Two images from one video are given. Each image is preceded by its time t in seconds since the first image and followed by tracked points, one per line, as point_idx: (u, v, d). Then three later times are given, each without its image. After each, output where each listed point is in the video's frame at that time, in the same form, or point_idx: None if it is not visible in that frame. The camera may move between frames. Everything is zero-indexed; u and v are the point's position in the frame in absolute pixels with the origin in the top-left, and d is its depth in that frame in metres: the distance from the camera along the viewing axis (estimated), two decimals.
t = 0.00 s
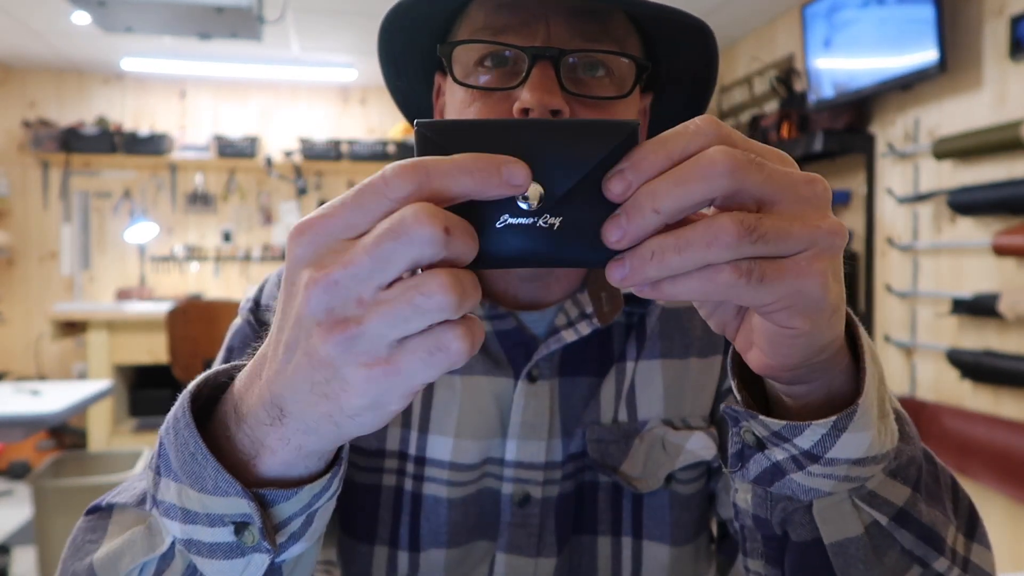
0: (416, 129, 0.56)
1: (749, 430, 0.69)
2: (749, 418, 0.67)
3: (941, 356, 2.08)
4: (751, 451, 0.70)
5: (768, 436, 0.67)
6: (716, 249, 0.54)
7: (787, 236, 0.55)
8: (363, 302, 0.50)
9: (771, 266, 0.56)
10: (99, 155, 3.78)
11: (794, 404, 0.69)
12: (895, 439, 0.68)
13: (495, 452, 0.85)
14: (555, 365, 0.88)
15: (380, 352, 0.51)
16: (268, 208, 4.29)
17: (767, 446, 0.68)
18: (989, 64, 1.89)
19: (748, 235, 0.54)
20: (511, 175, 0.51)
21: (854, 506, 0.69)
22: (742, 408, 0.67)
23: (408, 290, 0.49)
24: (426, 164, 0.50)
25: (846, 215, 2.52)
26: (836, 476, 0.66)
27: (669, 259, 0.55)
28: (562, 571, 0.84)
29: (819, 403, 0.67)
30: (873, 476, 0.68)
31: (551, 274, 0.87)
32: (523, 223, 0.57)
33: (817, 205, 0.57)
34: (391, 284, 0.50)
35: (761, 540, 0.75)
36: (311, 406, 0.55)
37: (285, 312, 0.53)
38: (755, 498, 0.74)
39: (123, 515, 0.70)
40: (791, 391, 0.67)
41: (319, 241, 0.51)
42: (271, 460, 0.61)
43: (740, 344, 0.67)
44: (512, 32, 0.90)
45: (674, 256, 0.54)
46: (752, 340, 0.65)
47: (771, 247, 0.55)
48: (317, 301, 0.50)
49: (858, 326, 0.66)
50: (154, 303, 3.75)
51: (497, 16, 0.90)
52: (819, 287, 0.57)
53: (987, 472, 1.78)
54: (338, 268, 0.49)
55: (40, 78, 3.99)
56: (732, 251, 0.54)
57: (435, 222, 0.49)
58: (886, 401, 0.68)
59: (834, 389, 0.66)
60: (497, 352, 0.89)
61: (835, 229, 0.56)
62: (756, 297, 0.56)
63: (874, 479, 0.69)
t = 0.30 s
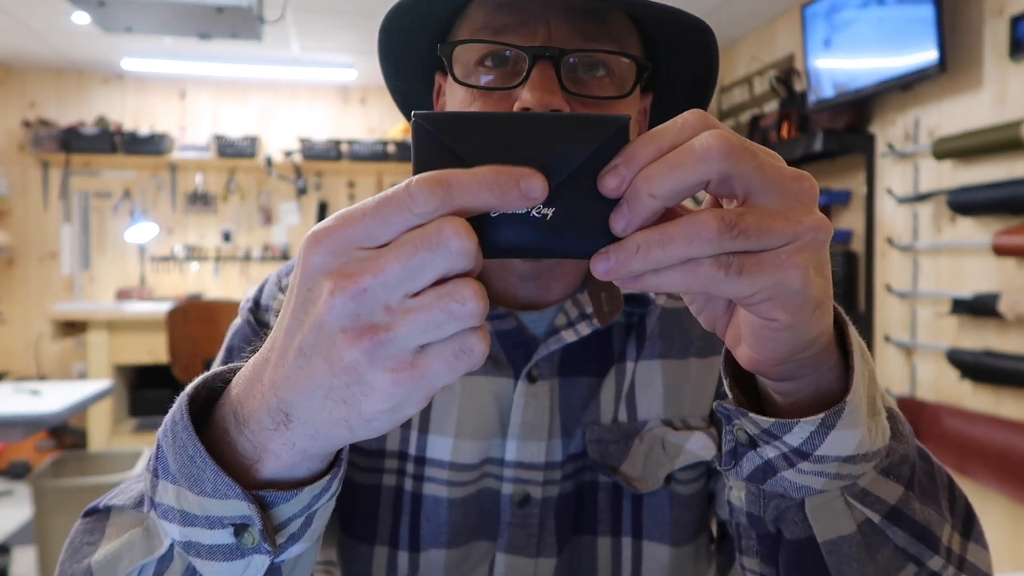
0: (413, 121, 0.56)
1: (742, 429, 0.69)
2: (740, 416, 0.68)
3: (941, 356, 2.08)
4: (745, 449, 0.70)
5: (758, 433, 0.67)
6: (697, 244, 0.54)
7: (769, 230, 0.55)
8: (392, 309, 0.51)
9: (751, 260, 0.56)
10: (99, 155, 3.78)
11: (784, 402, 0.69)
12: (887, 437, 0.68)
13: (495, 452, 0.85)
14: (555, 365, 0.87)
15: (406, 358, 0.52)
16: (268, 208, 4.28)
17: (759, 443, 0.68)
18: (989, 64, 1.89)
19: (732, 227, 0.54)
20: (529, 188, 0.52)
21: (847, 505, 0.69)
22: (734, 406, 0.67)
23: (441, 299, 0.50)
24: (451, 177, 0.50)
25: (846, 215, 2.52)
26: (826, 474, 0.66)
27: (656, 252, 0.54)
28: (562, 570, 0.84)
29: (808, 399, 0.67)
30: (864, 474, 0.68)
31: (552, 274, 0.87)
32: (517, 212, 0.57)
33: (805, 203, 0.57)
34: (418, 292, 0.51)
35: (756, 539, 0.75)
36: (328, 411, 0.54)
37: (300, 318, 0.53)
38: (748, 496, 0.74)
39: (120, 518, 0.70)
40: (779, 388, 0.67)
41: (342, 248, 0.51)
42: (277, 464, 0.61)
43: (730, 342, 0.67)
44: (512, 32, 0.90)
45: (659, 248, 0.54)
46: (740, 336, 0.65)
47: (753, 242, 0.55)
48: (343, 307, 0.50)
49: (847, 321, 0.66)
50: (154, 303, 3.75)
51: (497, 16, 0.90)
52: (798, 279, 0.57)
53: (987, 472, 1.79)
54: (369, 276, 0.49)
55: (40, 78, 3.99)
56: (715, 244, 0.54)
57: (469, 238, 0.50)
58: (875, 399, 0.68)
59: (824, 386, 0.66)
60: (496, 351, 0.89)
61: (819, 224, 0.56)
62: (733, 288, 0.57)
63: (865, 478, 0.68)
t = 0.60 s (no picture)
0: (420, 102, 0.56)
1: (742, 429, 0.69)
2: (740, 416, 0.68)
3: (941, 356, 2.08)
4: (745, 449, 0.70)
5: (758, 433, 0.67)
6: (699, 238, 0.54)
7: (771, 226, 0.55)
8: (371, 309, 0.51)
9: (753, 255, 0.56)
10: (99, 155, 3.78)
11: (782, 402, 0.69)
12: (887, 437, 0.68)
13: (494, 452, 0.85)
14: (554, 365, 0.87)
15: (385, 359, 0.52)
16: (268, 208, 4.29)
17: (759, 442, 0.68)
18: (989, 64, 1.89)
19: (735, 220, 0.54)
20: (501, 167, 0.51)
21: (847, 506, 0.69)
22: (734, 407, 0.67)
23: (419, 300, 0.50)
24: (414, 164, 0.49)
25: (846, 215, 2.51)
26: (826, 474, 0.66)
27: (656, 244, 0.54)
28: (561, 570, 0.84)
29: (808, 400, 0.67)
30: (865, 474, 0.68)
31: (552, 275, 0.87)
32: (518, 199, 0.57)
33: (808, 201, 0.58)
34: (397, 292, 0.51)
35: (756, 539, 0.75)
36: (309, 412, 0.54)
37: (281, 317, 0.53)
38: (749, 496, 0.74)
39: (113, 516, 0.70)
40: (778, 388, 0.67)
41: (321, 247, 0.51)
42: (263, 463, 0.61)
43: (730, 340, 0.67)
44: (513, 31, 0.90)
45: (661, 239, 0.54)
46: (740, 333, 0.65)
47: (755, 237, 0.55)
48: (321, 307, 0.50)
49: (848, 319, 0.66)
50: (154, 303, 3.75)
51: (497, 15, 0.90)
52: (800, 276, 0.57)
53: (987, 472, 1.78)
54: (347, 275, 0.49)
55: (40, 78, 3.99)
56: (717, 237, 0.54)
57: (451, 235, 0.50)
58: (876, 400, 0.68)
59: (823, 386, 0.66)
60: (496, 351, 0.89)
61: (821, 222, 0.56)
62: (733, 284, 0.57)
63: (865, 479, 0.68)
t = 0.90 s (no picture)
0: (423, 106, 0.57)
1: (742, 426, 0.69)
2: (740, 413, 0.68)
3: (941, 356, 2.08)
4: (744, 447, 0.70)
5: (758, 430, 0.67)
6: (694, 233, 0.54)
7: (766, 223, 0.55)
8: (398, 308, 0.51)
9: (749, 252, 0.56)
10: (99, 155, 3.78)
11: (781, 400, 0.68)
12: (886, 435, 0.68)
13: (494, 452, 0.85)
14: (554, 365, 0.87)
15: (409, 359, 0.52)
16: (268, 208, 4.28)
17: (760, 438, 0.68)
18: (989, 64, 1.89)
19: (730, 216, 0.54)
20: (528, 188, 0.53)
21: (846, 503, 0.69)
22: (733, 403, 0.67)
23: (448, 301, 0.51)
24: (455, 175, 0.51)
25: (846, 215, 2.51)
26: (826, 472, 0.66)
27: (652, 240, 0.54)
28: (561, 570, 0.84)
29: (807, 397, 0.67)
30: (864, 472, 0.68)
31: (552, 274, 0.87)
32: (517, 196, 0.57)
33: (804, 198, 0.57)
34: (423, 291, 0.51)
35: (755, 537, 0.75)
36: (329, 410, 0.54)
37: (303, 314, 0.52)
38: (748, 493, 0.74)
39: (114, 519, 0.70)
40: (778, 386, 0.67)
41: (349, 244, 0.51)
42: (273, 463, 0.61)
43: (729, 337, 0.68)
44: (513, 31, 0.90)
45: (657, 236, 0.54)
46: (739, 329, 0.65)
47: (750, 234, 0.55)
48: (349, 304, 0.50)
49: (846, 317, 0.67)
50: (154, 303, 3.75)
51: (497, 15, 0.90)
52: (795, 272, 0.57)
53: (987, 471, 1.78)
54: (378, 273, 0.49)
55: (40, 78, 3.99)
56: (714, 233, 0.54)
57: (476, 237, 0.50)
58: (875, 398, 0.68)
59: (821, 383, 0.66)
60: (496, 351, 0.89)
61: (817, 219, 0.56)
62: (730, 279, 0.57)
63: (865, 476, 0.68)
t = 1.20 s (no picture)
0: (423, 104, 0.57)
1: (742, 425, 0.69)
2: (740, 412, 0.67)
3: (941, 356, 2.08)
4: (744, 446, 0.71)
5: (758, 429, 0.67)
6: (692, 234, 0.54)
7: (765, 223, 0.55)
8: (393, 305, 0.51)
9: (747, 251, 0.56)
10: (99, 155, 3.78)
11: (781, 399, 0.68)
12: (886, 434, 0.68)
13: (494, 452, 0.85)
14: (555, 365, 0.87)
15: (404, 355, 0.52)
16: (268, 208, 4.28)
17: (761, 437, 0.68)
18: (989, 64, 1.89)
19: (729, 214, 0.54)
20: (525, 182, 0.53)
21: (846, 502, 0.69)
22: (733, 402, 0.67)
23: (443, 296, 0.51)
24: (451, 171, 0.51)
25: (846, 215, 2.51)
26: (826, 471, 0.66)
27: (650, 242, 0.54)
28: (561, 570, 0.84)
29: (806, 397, 0.67)
30: (864, 471, 0.68)
31: (553, 274, 0.87)
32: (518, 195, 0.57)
33: (803, 197, 0.57)
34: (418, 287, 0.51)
35: (755, 535, 0.75)
36: (324, 407, 0.54)
37: (299, 311, 0.52)
38: (748, 492, 0.74)
39: (114, 518, 0.70)
40: (778, 385, 0.67)
41: (345, 240, 0.51)
42: (270, 463, 0.61)
43: (728, 336, 0.67)
44: (514, 32, 0.90)
45: (656, 237, 0.54)
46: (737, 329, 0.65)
47: (749, 234, 0.55)
48: (344, 301, 0.50)
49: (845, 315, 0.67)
50: (154, 303, 3.75)
51: (498, 16, 0.90)
52: (795, 272, 0.57)
53: (987, 471, 1.79)
54: (372, 269, 0.50)
55: (40, 78, 4.00)
56: (713, 232, 0.54)
57: (468, 230, 0.50)
58: (875, 397, 0.67)
59: (819, 383, 0.66)
60: (496, 351, 0.89)
61: (815, 218, 0.56)
62: (729, 279, 0.57)
63: (865, 475, 0.68)
